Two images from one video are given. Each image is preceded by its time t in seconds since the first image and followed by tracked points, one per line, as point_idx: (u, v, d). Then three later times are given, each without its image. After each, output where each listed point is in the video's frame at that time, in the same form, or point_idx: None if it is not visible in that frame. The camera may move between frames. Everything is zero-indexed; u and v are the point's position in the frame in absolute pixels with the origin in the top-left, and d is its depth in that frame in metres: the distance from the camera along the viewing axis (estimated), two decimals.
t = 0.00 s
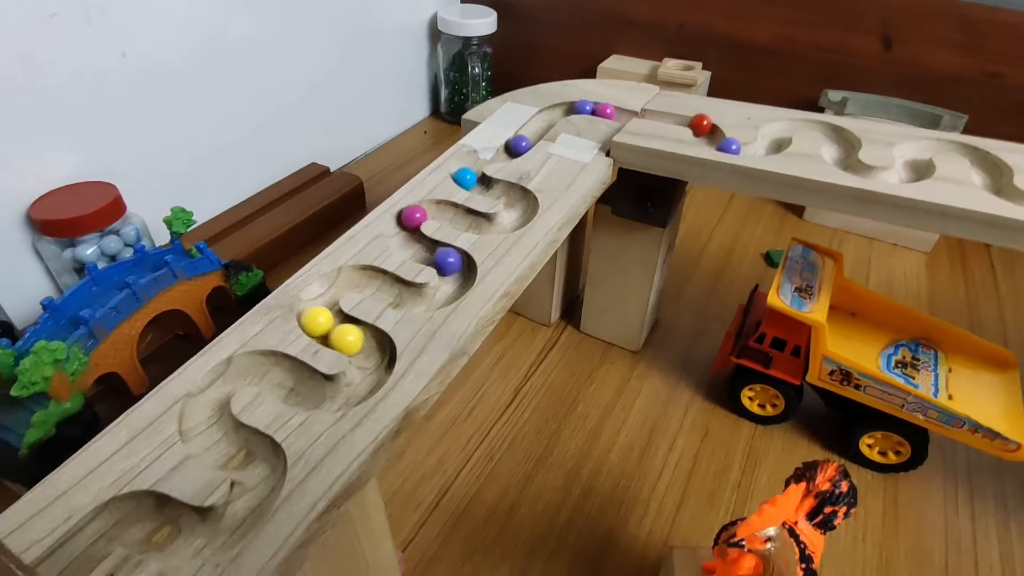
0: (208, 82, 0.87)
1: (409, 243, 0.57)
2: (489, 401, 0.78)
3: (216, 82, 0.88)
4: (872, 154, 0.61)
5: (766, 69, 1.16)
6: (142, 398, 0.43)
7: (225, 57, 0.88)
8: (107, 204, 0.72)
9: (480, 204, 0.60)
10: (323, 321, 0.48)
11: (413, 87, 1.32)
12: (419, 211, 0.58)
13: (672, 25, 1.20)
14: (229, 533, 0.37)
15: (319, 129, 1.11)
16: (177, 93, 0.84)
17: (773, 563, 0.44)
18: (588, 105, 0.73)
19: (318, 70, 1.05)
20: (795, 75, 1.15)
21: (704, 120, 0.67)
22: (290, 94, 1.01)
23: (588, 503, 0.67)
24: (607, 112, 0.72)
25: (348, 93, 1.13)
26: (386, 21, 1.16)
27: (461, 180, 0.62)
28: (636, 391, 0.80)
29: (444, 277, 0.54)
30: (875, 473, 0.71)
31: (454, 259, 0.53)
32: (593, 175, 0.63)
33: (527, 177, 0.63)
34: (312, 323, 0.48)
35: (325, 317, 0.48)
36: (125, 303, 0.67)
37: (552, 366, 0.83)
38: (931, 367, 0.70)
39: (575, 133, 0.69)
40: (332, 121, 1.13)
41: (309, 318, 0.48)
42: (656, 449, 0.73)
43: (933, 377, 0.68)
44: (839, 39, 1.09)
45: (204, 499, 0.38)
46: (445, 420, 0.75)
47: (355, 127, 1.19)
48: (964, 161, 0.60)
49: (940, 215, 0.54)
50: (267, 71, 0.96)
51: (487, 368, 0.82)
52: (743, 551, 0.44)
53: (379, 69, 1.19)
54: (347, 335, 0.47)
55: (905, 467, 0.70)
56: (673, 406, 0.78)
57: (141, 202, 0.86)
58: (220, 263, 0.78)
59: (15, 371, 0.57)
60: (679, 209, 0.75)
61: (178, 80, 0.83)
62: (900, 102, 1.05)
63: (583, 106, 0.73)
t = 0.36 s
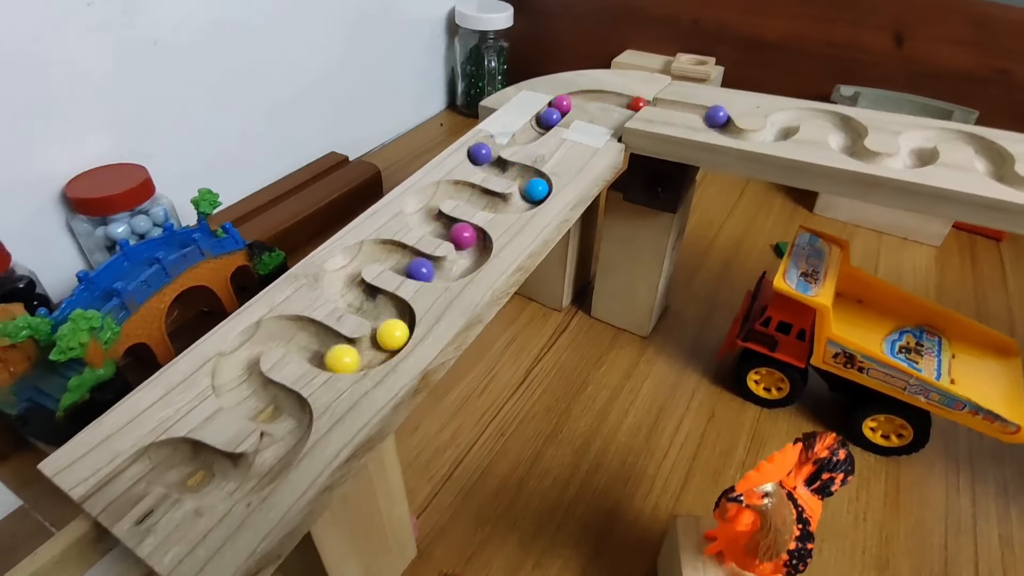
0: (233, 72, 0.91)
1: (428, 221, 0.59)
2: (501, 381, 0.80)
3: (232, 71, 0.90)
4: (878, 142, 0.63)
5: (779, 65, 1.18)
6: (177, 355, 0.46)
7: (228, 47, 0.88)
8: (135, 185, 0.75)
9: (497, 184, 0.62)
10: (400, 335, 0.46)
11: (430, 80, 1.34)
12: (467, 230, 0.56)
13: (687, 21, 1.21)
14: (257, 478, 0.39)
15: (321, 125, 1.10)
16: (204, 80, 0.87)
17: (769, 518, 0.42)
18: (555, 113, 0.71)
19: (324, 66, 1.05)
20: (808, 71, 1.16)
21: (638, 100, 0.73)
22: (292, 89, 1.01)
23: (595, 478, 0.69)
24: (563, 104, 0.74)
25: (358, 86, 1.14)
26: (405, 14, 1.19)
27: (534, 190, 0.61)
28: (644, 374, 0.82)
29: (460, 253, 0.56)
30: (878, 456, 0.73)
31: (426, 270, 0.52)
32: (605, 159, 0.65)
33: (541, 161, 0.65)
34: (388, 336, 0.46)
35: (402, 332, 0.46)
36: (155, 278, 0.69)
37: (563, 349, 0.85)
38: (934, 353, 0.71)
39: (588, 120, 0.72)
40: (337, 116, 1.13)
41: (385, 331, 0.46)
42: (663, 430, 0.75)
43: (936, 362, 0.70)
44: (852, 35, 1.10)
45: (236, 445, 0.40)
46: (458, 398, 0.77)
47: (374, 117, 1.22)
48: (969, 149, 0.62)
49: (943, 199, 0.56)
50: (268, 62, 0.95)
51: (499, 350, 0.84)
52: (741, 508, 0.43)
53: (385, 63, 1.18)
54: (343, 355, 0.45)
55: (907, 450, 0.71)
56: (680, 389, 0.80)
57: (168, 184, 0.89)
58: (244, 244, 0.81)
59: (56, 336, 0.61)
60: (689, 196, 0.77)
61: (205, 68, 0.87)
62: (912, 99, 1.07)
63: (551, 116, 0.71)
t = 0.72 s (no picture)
0: (253, 63, 0.93)
1: (444, 206, 0.61)
2: (512, 367, 0.82)
3: (251, 62, 0.92)
4: (889, 134, 0.64)
5: (793, 62, 1.18)
6: (203, 328, 0.47)
7: (249, 39, 0.91)
8: (160, 171, 0.77)
9: (512, 171, 0.64)
10: (348, 329, 0.47)
11: (445, 74, 1.36)
12: (465, 251, 0.54)
13: (701, 18, 1.22)
14: (280, 444, 0.41)
15: (331, 121, 1.11)
16: (224, 71, 0.89)
17: (772, 494, 0.42)
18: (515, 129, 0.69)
19: (335, 63, 1.06)
20: (822, 68, 1.16)
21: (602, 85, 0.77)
22: (297, 89, 1.02)
23: (603, 463, 0.70)
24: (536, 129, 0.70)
25: (373, 79, 1.16)
26: (422, 9, 1.20)
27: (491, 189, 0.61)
28: (654, 363, 0.83)
29: (475, 237, 0.58)
30: (884, 447, 0.73)
31: (381, 240, 0.54)
32: (618, 149, 0.67)
33: (555, 150, 0.66)
34: (336, 330, 0.47)
35: (351, 326, 0.47)
36: (178, 260, 0.72)
37: (573, 338, 0.87)
38: (943, 346, 0.72)
39: (602, 112, 0.73)
40: (343, 114, 1.13)
41: (334, 325, 0.47)
42: (671, 418, 0.76)
43: (944, 354, 0.70)
44: (866, 32, 1.10)
45: (261, 412, 0.42)
46: (470, 384, 0.79)
47: (389, 111, 1.24)
48: (978, 142, 0.62)
49: (952, 190, 0.57)
50: (287, 54, 0.97)
51: (511, 338, 0.86)
52: (745, 481, 0.43)
53: (394, 61, 1.19)
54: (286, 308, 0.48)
55: (914, 441, 0.72)
56: (688, 379, 0.81)
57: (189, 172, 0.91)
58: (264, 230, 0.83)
59: (85, 314, 0.63)
60: (700, 188, 0.78)
61: (225, 59, 0.89)
62: (925, 96, 1.07)
63: (510, 130, 0.69)
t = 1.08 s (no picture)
0: (281, 53, 0.96)
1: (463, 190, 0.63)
2: (526, 351, 0.84)
3: (279, 52, 0.95)
4: (900, 128, 0.65)
5: (810, 60, 1.19)
6: (236, 297, 0.50)
7: (277, 30, 0.94)
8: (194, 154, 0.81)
9: (530, 158, 0.66)
10: (302, 296, 0.49)
11: (465, 68, 1.39)
12: (407, 215, 0.58)
13: (720, 16, 1.23)
14: (306, 405, 0.43)
15: (354, 112, 1.14)
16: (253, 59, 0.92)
17: (774, 464, 0.43)
18: (561, 147, 0.66)
19: (359, 56, 1.09)
20: (840, 66, 1.17)
21: (569, 107, 0.73)
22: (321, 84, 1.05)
23: (613, 444, 0.72)
24: (517, 137, 0.69)
25: (396, 72, 1.19)
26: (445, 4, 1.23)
27: (453, 181, 0.62)
28: (664, 351, 0.85)
29: (493, 219, 0.60)
30: (890, 437, 0.75)
31: (432, 265, 0.53)
32: (633, 139, 0.69)
33: (572, 139, 0.69)
34: (291, 297, 0.49)
35: (305, 293, 0.49)
36: (208, 240, 0.75)
37: (586, 325, 0.89)
38: (951, 339, 0.73)
39: (618, 104, 0.75)
40: (366, 105, 1.16)
41: (288, 293, 0.49)
42: (680, 403, 0.78)
43: (952, 347, 0.71)
44: (884, 31, 1.11)
45: (289, 374, 0.44)
46: (485, 366, 0.81)
47: (411, 103, 1.27)
48: (989, 137, 0.64)
49: (962, 182, 0.58)
50: (313, 45, 1.00)
51: (525, 324, 0.88)
52: (747, 451, 0.44)
53: (417, 54, 1.21)
54: (331, 344, 0.46)
55: (920, 432, 0.73)
56: (698, 367, 0.83)
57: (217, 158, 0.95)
58: (289, 214, 0.86)
59: (121, 287, 0.66)
60: (714, 180, 0.79)
61: (255, 48, 0.92)
62: (943, 96, 1.07)
63: (557, 151, 0.66)
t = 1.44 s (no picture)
0: (305, 41, 0.98)
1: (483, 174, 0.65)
2: (540, 336, 0.86)
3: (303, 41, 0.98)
4: (913, 119, 0.66)
5: (827, 57, 1.20)
6: (266, 269, 0.52)
7: (302, 19, 0.96)
8: (220, 139, 0.84)
9: (548, 144, 0.68)
10: (366, 322, 0.47)
11: (484, 62, 1.41)
12: (442, 236, 0.56)
13: (738, 12, 1.24)
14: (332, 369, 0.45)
15: (374, 102, 1.16)
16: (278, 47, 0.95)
17: (779, 435, 0.45)
18: (539, 154, 0.66)
19: (381, 47, 1.12)
20: (856, 64, 1.18)
21: (533, 117, 0.71)
22: (345, 73, 1.08)
23: (623, 426, 0.74)
24: (584, 145, 0.67)
25: (416, 63, 1.21)
26: None
27: (525, 197, 0.60)
28: (676, 339, 0.86)
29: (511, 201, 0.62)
30: (898, 427, 0.75)
31: (396, 274, 0.52)
32: (649, 126, 0.70)
33: (589, 126, 0.70)
34: (355, 320, 0.47)
35: (369, 319, 0.48)
36: (234, 220, 0.78)
37: (599, 312, 0.90)
38: (961, 330, 0.74)
39: (635, 94, 0.76)
40: (386, 96, 1.18)
41: (354, 315, 0.48)
42: (690, 389, 0.79)
43: (961, 337, 0.72)
44: (901, 29, 1.11)
45: (317, 339, 0.46)
46: (500, 349, 0.83)
47: (430, 95, 1.29)
48: (1001, 129, 0.64)
49: (972, 171, 0.59)
50: (337, 35, 1.03)
51: (539, 309, 0.90)
52: (754, 423, 0.46)
53: (436, 46, 1.23)
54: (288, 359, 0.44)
55: (928, 422, 0.74)
56: (709, 354, 0.84)
57: (242, 143, 0.97)
58: (312, 198, 0.89)
59: (152, 262, 0.69)
60: (727, 170, 0.81)
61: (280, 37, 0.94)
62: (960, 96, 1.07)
63: (536, 158, 0.65)
